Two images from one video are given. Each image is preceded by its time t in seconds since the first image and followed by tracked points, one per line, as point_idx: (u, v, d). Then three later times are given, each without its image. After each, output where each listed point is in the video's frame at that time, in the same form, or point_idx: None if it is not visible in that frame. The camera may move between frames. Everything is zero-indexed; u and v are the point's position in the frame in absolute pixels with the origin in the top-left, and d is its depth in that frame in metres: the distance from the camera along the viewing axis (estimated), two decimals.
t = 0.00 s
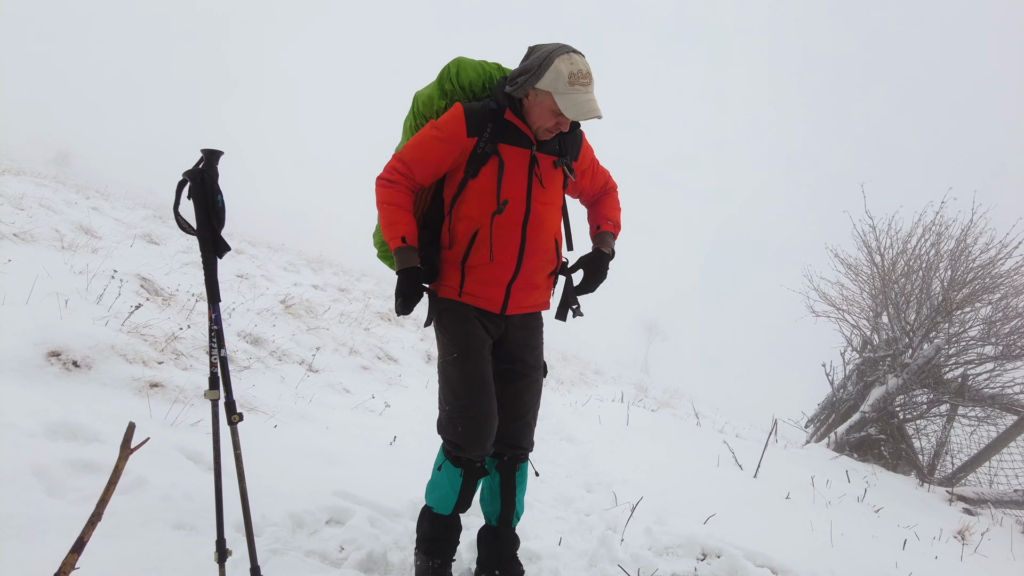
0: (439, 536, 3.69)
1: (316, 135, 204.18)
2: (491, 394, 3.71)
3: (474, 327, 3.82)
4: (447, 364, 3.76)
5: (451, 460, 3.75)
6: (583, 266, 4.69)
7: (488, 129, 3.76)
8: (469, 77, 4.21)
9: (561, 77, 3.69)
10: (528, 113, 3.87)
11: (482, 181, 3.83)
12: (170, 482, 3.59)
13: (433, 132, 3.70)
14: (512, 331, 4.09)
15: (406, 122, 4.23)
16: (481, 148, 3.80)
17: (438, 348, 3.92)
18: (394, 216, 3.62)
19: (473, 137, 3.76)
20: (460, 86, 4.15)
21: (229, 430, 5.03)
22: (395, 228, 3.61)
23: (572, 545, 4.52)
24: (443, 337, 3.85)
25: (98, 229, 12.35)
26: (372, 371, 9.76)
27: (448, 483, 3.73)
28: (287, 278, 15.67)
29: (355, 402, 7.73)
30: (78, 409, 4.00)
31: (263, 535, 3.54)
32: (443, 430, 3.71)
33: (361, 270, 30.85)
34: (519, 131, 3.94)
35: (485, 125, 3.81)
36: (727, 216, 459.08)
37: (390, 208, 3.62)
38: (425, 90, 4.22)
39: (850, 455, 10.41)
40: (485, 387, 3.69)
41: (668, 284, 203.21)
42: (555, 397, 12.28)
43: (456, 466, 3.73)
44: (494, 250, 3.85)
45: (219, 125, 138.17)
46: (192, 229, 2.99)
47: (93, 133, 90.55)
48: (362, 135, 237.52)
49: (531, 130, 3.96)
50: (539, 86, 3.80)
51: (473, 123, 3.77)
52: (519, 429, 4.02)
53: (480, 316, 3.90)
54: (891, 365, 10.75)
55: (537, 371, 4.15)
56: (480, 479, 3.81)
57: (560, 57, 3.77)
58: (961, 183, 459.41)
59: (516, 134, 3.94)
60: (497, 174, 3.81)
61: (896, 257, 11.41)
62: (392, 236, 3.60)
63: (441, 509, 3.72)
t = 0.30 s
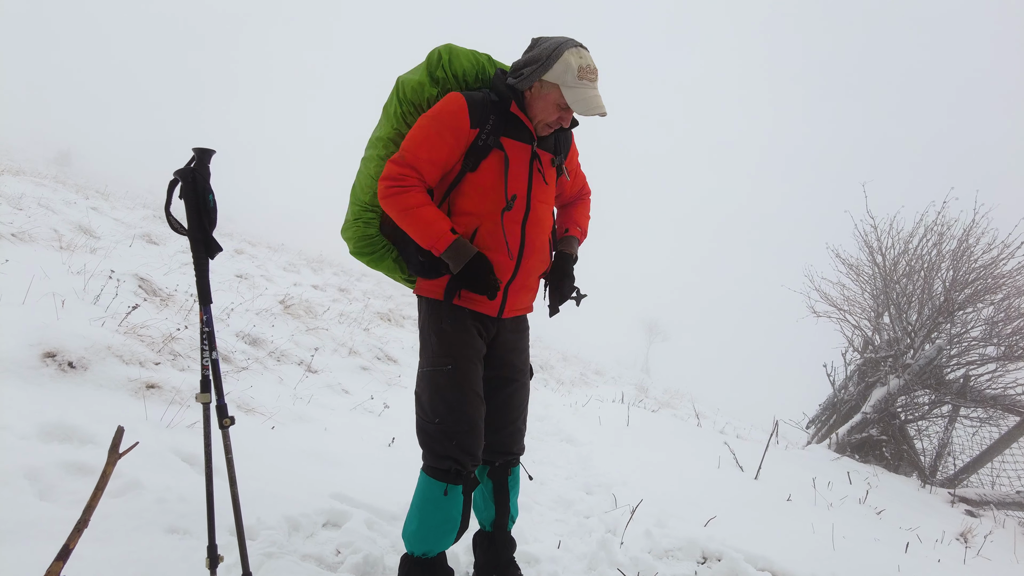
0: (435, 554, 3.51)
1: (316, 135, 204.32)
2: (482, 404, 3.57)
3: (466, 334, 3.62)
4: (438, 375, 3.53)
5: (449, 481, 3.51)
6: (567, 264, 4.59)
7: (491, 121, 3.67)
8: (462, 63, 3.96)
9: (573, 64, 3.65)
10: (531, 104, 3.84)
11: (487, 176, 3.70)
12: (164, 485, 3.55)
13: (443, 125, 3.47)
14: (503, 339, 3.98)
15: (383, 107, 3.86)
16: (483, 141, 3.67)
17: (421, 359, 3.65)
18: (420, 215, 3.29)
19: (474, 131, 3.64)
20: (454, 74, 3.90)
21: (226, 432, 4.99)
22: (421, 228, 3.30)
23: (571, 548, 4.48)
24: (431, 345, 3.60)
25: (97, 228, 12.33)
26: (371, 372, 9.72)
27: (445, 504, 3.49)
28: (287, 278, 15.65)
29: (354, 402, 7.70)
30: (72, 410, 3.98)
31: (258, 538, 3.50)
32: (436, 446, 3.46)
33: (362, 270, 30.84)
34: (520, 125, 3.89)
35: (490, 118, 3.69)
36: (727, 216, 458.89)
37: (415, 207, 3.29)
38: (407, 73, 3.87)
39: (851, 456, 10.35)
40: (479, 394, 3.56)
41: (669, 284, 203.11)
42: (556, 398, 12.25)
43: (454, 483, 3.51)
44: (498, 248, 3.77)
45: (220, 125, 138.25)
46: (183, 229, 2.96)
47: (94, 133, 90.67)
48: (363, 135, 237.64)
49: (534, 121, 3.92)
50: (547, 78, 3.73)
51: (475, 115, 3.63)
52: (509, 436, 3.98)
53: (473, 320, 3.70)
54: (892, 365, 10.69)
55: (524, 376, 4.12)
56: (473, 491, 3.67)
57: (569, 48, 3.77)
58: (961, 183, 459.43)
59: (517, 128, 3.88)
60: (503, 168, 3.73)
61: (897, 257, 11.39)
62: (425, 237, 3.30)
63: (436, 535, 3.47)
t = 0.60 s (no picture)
0: (434, 559, 3.42)
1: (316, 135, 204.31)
2: (468, 404, 3.55)
3: (454, 335, 3.55)
4: (425, 376, 3.44)
5: (439, 482, 3.43)
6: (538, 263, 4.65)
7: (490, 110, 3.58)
8: (447, 40, 3.71)
9: (574, 49, 3.71)
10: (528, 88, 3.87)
11: (484, 166, 3.65)
12: (163, 486, 3.53)
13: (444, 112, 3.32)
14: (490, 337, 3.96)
15: (355, 81, 3.49)
16: (483, 128, 3.63)
17: (404, 361, 3.56)
18: (421, 211, 3.17)
19: (473, 114, 3.52)
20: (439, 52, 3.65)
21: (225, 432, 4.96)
22: (425, 227, 3.19)
23: (573, 549, 4.45)
24: (419, 347, 3.49)
25: (97, 228, 12.29)
26: (371, 372, 9.70)
27: (438, 507, 3.41)
28: (287, 278, 15.63)
29: (354, 403, 7.67)
30: (71, 410, 3.95)
31: (257, 539, 3.47)
32: (422, 451, 3.39)
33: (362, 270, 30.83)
34: (516, 113, 3.87)
35: (486, 106, 3.61)
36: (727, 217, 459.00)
37: (415, 200, 3.16)
38: (383, 45, 3.53)
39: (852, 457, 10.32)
40: (466, 395, 3.55)
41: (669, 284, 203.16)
42: (556, 399, 12.22)
43: (445, 485, 3.43)
44: (494, 239, 3.73)
45: (220, 125, 138.21)
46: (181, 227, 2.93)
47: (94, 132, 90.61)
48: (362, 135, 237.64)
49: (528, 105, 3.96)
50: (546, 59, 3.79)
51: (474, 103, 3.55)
52: (497, 430, 3.99)
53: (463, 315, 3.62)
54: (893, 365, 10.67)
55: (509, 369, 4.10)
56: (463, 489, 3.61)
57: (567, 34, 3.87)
58: (961, 183, 459.58)
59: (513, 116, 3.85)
60: (501, 157, 3.69)
61: (898, 257, 11.39)
62: (426, 237, 3.18)
63: (431, 540, 3.37)
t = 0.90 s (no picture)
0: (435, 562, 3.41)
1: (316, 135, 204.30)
2: (468, 405, 3.52)
3: (457, 335, 3.47)
4: (424, 377, 3.38)
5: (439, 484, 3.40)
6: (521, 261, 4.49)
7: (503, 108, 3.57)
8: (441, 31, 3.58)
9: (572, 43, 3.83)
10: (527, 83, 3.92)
11: (494, 165, 3.63)
12: (160, 489, 3.50)
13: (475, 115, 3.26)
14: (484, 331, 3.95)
15: (348, 70, 3.23)
16: (495, 126, 3.53)
17: (402, 361, 3.48)
18: (471, 223, 3.21)
19: (491, 113, 3.44)
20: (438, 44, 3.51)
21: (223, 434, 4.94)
22: (469, 239, 3.22)
23: (574, 552, 4.43)
24: (420, 348, 3.41)
25: (96, 228, 12.27)
26: (370, 373, 9.68)
27: (439, 508, 3.39)
28: (287, 278, 15.61)
29: (354, 404, 7.65)
30: (68, 412, 3.93)
31: (256, 543, 3.44)
32: (423, 452, 3.37)
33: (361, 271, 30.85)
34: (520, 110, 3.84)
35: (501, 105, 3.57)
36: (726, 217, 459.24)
37: (469, 215, 3.19)
38: (377, 32, 3.30)
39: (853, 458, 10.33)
40: (466, 396, 3.50)
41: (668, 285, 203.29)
42: (556, 399, 12.19)
43: (445, 485, 3.41)
44: (504, 236, 3.80)
45: (219, 125, 138.18)
46: (179, 229, 2.90)
47: (94, 132, 90.61)
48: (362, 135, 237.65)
49: (526, 98, 3.97)
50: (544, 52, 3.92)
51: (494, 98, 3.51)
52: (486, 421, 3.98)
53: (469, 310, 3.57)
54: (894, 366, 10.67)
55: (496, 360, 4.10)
56: (461, 489, 3.58)
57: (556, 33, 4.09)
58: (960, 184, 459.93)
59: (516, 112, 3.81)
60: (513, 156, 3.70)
61: (898, 257, 11.38)
62: (474, 250, 3.26)
63: (431, 542, 3.35)
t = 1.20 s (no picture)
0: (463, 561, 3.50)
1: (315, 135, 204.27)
2: (495, 403, 3.55)
3: (468, 341, 3.48)
4: (453, 386, 3.36)
5: (473, 488, 3.44)
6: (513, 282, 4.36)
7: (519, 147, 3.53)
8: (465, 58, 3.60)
9: (580, 77, 4.05)
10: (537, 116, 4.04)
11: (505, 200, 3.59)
12: (160, 491, 3.48)
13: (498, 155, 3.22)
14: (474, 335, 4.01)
15: (369, 81, 3.18)
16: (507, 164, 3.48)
17: (420, 380, 3.43)
18: (475, 253, 3.20)
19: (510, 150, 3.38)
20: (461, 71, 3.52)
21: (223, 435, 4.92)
22: (470, 267, 3.22)
23: (576, 554, 4.42)
24: (437, 361, 3.38)
25: (95, 228, 12.25)
26: (371, 373, 9.66)
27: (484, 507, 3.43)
28: (286, 279, 15.58)
29: (354, 405, 7.63)
30: (68, 413, 3.91)
31: (257, 546, 3.42)
32: (461, 460, 3.38)
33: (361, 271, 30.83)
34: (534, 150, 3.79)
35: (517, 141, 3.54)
36: (726, 217, 459.40)
37: (473, 247, 3.19)
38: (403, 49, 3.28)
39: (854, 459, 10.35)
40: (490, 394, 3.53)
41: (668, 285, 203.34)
42: (556, 400, 12.17)
43: (485, 484, 3.44)
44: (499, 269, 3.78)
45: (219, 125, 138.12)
46: (180, 229, 2.88)
47: (93, 131, 90.57)
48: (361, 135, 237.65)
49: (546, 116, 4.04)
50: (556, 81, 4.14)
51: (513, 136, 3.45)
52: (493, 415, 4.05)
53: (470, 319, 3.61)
54: (895, 367, 10.68)
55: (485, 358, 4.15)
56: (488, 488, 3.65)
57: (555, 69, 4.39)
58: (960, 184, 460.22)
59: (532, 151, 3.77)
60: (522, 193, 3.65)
61: (899, 258, 11.38)
62: (475, 277, 3.27)
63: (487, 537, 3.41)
